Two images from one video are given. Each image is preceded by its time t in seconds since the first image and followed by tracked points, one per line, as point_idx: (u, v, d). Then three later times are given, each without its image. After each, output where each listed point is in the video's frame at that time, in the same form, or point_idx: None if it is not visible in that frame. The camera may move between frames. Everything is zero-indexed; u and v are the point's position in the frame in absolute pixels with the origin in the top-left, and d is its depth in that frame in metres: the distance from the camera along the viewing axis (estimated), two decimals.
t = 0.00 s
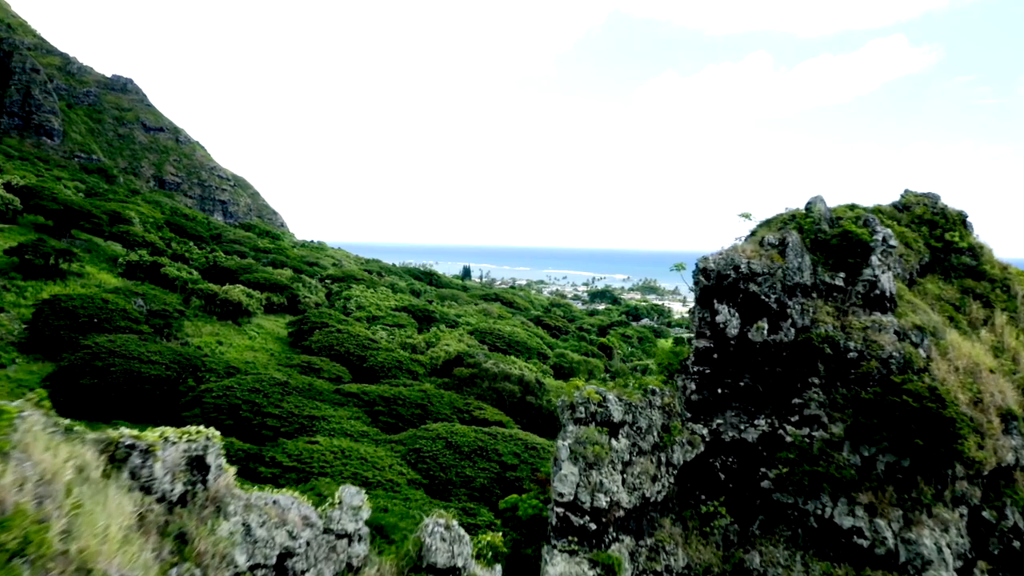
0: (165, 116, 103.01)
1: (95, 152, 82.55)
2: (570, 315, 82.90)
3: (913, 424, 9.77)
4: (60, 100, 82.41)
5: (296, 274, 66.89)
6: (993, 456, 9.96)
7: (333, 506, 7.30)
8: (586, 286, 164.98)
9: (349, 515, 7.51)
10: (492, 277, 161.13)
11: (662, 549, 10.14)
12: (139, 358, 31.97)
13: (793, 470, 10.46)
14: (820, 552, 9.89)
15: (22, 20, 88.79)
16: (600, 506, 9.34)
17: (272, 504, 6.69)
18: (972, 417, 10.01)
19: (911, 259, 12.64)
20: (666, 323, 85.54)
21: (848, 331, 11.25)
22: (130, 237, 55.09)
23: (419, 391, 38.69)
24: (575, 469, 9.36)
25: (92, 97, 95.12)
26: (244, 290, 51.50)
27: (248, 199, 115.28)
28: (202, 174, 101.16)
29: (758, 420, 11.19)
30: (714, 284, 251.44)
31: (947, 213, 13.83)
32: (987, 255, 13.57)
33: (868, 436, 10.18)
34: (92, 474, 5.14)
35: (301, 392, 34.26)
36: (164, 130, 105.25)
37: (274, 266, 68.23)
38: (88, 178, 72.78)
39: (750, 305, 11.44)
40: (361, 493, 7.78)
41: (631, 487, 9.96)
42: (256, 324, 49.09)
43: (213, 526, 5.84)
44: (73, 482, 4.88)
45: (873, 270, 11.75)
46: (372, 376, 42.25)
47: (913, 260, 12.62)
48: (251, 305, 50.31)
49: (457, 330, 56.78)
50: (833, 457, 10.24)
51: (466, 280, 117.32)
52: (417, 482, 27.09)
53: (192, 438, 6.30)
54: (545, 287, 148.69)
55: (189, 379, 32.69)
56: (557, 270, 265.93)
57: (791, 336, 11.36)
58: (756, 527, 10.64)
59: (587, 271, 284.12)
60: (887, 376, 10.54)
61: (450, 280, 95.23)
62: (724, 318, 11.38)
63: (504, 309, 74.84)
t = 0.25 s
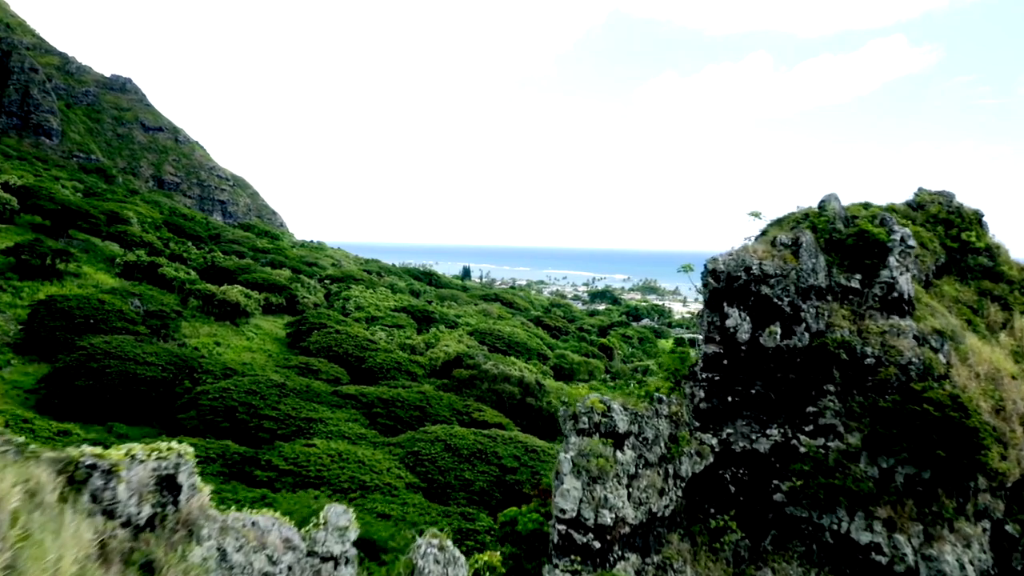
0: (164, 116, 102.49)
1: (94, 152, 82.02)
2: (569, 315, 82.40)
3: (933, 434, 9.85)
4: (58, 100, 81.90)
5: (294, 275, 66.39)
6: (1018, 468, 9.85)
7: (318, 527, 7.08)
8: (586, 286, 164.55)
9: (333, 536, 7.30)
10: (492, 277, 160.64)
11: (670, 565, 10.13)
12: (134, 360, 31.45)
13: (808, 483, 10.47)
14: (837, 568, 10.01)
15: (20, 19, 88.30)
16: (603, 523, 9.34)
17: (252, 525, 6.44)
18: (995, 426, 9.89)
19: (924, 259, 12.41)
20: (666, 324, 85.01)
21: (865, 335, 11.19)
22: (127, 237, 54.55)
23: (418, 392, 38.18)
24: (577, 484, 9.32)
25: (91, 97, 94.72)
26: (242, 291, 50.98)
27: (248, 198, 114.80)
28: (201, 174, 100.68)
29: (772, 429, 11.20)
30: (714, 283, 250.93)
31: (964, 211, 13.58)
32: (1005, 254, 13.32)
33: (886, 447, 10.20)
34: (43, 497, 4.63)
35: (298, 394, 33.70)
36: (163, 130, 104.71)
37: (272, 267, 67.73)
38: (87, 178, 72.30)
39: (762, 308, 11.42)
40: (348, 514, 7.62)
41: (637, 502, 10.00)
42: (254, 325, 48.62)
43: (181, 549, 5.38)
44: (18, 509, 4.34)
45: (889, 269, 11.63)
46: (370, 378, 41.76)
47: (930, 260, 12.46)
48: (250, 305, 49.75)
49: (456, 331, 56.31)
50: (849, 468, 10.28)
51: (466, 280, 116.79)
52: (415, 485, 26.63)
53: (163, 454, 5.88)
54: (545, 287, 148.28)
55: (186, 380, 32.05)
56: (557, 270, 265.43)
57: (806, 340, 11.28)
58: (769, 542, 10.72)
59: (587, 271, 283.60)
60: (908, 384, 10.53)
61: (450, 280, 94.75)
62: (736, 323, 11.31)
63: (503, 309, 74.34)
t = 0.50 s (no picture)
0: (162, 115, 101.62)
1: (92, 152, 81.31)
2: (569, 316, 81.64)
3: (965, 450, 11.23)
4: (56, 100, 81.13)
5: (292, 275, 65.68)
6: None
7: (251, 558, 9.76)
8: (588, 286, 163.68)
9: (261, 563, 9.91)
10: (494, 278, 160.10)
11: None
12: (128, 362, 30.79)
13: (830, 502, 12.15)
14: None
15: (18, 17, 87.51)
16: (610, 546, 10.31)
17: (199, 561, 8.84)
18: None
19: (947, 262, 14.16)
20: (667, 325, 84.13)
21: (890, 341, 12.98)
22: (124, 237, 53.90)
23: (417, 395, 37.51)
24: (581, 508, 10.25)
25: (89, 97, 94.03)
26: (240, 291, 50.32)
27: (246, 198, 113.94)
28: (199, 174, 99.85)
29: (789, 444, 13.14)
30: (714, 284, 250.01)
31: (979, 210, 15.26)
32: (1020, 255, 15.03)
33: (913, 463, 11.71)
34: None
35: (295, 396, 33.01)
36: (163, 130, 103.81)
37: (270, 267, 67.03)
38: (85, 178, 71.53)
39: (789, 316, 13.34)
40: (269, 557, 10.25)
41: (644, 522, 11.11)
42: (252, 326, 47.96)
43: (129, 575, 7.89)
44: None
45: (915, 271, 13.43)
46: (368, 379, 41.16)
47: (950, 263, 14.14)
48: (247, 306, 49.07)
49: (455, 332, 55.62)
50: (874, 484, 11.88)
51: (466, 280, 115.89)
52: (413, 490, 26.03)
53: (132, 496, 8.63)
54: (546, 288, 147.66)
55: (181, 382, 31.30)
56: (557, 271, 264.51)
57: (829, 348, 13.14)
58: (788, 562, 12.48)
59: (587, 272, 282.83)
60: (936, 394, 12.20)
61: (449, 281, 93.94)
62: (750, 327, 13.30)
63: (503, 310, 73.57)
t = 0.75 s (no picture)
0: (161, 115, 101.19)
1: (91, 152, 80.83)
2: (569, 316, 81.19)
3: (994, 462, 11.08)
4: (54, 100, 80.64)
5: (291, 276, 65.19)
6: None
7: None
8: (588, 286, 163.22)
9: None
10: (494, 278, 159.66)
11: None
12: (124, 363, 30.22)
13: (850, 518, 11.90)
14: None
15: (17, 17, 87.12)
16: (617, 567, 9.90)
17: None
18: None
19: (969, 262, 14.12)
20: (667, 325, 83.66)
21: (912, 346, 12.95)
22: (122, 237, 53.40)
23: (416, 396, 37.00)
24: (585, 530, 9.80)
25: (88, 97, 93.53)
26: (238, 292, 49.81)
27: (246, 198, 113.53)
28: (198, 174, 99.40)
29: (806, 455, 12.97)
30: (714, 283, 249.55)
31: (998, 208, 15.26)
32: None
33: (938, 477, 11.57)
34: None
35: (292, 398, 32.48)
36: (162, 130, 103.29)
37: (269, 268, 66.55)
38: (83, 178, 71.11)
39: (805, 321, 13.29)
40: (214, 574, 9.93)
41: (652, 543, 10.86)
42: (250, 327, 47.47)
43: None
44: None
45: (937, 273, 13.42)
46: (367, 381, 40.66)
47: (972, 263, 14.10)
48: (246, 306, 48.56)
49: (454, 333, 55.14)
50: (897, 498, 11.66)
51: (466, 280, 115.40)
52: (411, 494, 25.52)
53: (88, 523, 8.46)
54: (546, 288, 147.27)
55: (177, 384, 30.73)
56: (557, 271, 264.05)
57: (847, 355, 13.04)
58: None
59: (587, 272, 282.37)
60: (960, 403, 12.06)
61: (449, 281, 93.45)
62: (764, 334, 13.25)
63: (503, 311, 73.08)
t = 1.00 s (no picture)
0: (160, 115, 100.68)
1: (90, 152, 80.39)
2: (569, 316, 80.76)
3: None
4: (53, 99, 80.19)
5: (290, 276, 64.71)
6: None
7: None
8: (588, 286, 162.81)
9: None
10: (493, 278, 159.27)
11: None
12: (119, 365, 29.66)
13: (870, 536, 11.48)
14: None
15: (15, 16, 86.61)
16: None
17: None
18: None
19: (993, 263, 13.83)
20: (667, 325, 83.25)
21: (937, 352, 12.60)
22: (119, 238, 52.93)
23: (415, 398, 36.50)
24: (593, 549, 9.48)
25: (87, 97, 93.04)
26: (236, 292, 49.34)
27: (245, 199, 113.09)
28: (197, 174, 98.93)
29: (824, 469, 12.66)
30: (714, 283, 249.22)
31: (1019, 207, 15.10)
32: None
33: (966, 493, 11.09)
34: None
35: (289, 400, 31.94)
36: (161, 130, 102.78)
37: (267, 268, 66.08)
38: (81, 178, 70.64)
39: (824, 324, 12.99)
40: None
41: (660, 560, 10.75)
42: (248, 328, 46.97)
43: None
44: None
45: (962, 275, 13.18)
46: (366, 382, 40.19)
47: (996, 264, 13.89)
48: (244, 307, 48.09)
49: (454, 333, 54.68)
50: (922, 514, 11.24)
51: (466, 280, 114.92)
52: (410, 499, 25.00)
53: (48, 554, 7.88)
54: (546, 288, 146.84)
55: (174, 386, 30.16)
56: (556, 271, 263.65)
57: (866, 360, 12.81)
58: None
59: (587, 272, 281.99)
60: (988, 412, 11.60)
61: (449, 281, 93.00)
62: (779, 338, 13.07)
63: (504, 311, 72.61)
